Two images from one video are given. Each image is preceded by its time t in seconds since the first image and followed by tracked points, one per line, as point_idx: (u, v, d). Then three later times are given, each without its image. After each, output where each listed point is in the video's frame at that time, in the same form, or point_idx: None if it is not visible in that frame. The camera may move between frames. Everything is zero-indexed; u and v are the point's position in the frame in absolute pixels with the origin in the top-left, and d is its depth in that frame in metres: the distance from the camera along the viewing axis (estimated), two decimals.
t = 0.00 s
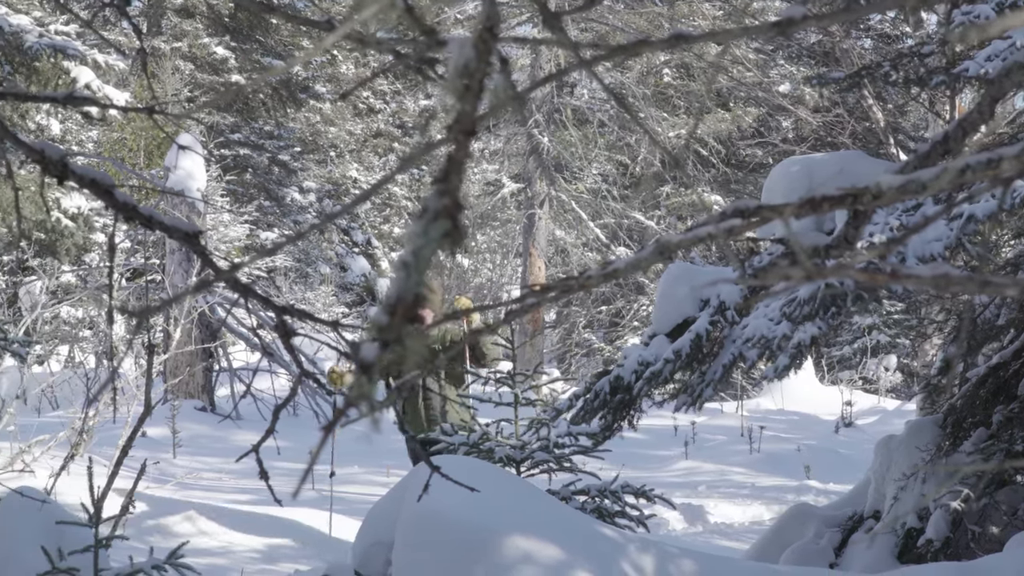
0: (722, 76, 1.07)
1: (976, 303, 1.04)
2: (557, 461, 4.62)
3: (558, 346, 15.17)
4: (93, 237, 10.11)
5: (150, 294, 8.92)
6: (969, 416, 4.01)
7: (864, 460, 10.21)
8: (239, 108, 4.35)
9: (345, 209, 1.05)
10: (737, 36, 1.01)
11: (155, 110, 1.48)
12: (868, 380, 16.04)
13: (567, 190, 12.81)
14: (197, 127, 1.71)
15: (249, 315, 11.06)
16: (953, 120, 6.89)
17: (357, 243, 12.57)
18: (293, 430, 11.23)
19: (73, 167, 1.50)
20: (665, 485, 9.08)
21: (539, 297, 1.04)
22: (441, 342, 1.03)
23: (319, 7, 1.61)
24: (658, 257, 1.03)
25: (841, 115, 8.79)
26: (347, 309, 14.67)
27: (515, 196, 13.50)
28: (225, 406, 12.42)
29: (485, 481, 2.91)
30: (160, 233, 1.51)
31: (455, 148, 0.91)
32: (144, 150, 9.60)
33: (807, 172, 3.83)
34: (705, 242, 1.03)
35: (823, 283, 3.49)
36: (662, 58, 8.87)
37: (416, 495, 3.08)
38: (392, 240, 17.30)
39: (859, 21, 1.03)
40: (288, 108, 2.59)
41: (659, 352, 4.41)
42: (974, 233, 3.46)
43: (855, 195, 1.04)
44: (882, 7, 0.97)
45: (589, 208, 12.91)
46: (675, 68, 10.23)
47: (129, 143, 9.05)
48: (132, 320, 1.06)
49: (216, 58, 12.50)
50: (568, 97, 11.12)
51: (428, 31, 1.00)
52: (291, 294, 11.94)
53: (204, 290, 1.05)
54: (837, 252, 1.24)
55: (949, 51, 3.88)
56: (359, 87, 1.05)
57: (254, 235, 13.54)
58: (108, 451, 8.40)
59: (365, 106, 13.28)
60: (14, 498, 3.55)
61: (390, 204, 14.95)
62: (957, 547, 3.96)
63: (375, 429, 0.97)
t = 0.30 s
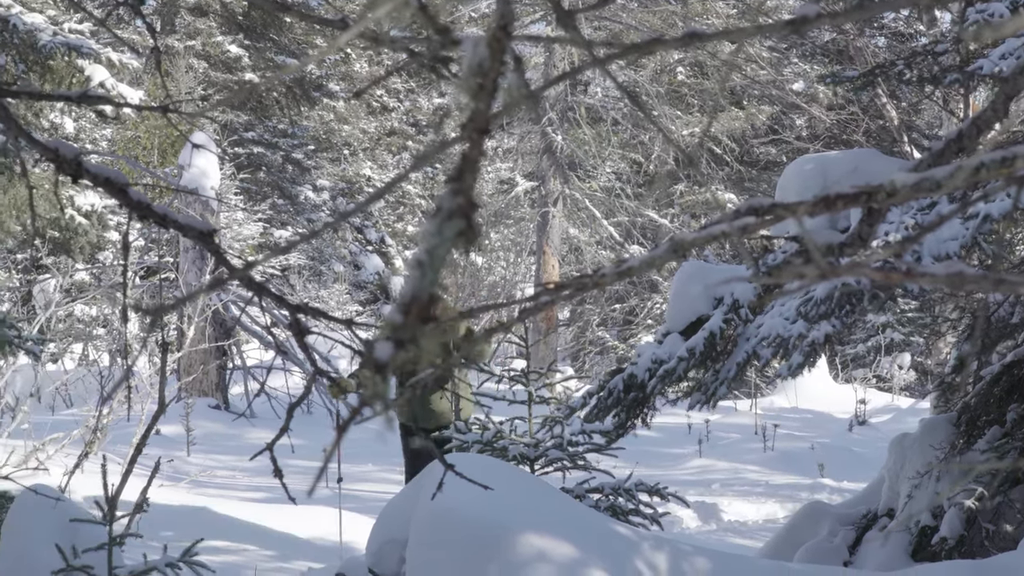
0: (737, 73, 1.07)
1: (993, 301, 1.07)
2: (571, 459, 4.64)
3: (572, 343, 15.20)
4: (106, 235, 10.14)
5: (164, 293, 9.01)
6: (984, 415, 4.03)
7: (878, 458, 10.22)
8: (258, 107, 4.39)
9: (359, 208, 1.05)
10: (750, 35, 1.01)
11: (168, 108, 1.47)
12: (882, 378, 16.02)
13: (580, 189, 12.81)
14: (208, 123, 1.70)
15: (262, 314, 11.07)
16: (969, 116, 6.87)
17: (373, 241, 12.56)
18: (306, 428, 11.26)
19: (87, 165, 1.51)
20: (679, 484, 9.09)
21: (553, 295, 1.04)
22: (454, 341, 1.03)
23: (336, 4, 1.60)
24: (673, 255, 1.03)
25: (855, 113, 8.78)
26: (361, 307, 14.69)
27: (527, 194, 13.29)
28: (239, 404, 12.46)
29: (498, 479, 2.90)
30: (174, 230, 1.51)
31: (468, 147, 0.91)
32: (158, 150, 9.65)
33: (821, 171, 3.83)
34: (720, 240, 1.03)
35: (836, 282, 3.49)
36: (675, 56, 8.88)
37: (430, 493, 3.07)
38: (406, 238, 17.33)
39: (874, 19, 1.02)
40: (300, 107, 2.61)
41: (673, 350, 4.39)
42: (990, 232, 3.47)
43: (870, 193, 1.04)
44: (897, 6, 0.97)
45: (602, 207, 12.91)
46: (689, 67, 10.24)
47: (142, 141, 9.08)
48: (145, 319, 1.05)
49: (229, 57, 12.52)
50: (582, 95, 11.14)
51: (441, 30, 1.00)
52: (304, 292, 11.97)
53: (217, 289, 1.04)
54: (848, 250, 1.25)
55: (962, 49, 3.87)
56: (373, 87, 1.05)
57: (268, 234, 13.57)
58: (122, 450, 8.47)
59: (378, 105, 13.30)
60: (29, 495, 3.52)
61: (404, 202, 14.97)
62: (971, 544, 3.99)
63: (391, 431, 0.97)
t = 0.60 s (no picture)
0: (752, 72, 1.07)
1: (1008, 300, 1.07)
2: (585, 456, 4.65)
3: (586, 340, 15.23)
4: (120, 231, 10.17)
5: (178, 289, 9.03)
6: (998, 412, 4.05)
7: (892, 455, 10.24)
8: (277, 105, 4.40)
9: (373, 205, 1.05)
10: (765, 30, 1.01)
11: (182, 105, 1.47)
12: (896, 375, 16.00)
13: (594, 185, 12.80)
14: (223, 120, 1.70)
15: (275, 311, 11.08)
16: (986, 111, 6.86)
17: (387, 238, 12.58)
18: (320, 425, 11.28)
19: (102, 162, 1.51)
20: (693, 481, 9.14)
21: (568, 292, 1.04)
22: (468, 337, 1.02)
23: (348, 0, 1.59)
24: (688, 251, 1.02)
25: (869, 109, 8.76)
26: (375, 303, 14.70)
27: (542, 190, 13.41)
28: (253, 402, 12.49)
29: (513, 477, 2.91)
30: (188, 227, 1.50)
31: (483, 143, 0.91)
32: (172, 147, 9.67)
33: (835, 167, 3.85)
34: (734, 237, 1.02)
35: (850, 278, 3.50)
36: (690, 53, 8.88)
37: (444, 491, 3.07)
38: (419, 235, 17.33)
39: (889, 16, 1.02)
40: (315, 106, 2.61)
41: (687, 345, 4.39)
42: (1005, 228, 3.48)
43: (884, 189, 1.03)
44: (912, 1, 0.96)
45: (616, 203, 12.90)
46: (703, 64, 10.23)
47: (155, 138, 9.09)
48: (160, 315, 1.06)
49: (243, 54, 12.54)
50: (596, 92, 11.13)
51: (456, 25, 1.00)
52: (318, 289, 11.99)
53: (232, 285, 1.04)
54: (864, 246, 1.25)
55: (978, 45, 3.87)
56: (387, 83, 1.05)
57: (281, 230, 13.59)
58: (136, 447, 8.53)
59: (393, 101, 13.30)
60: (44, 492, 3.56)
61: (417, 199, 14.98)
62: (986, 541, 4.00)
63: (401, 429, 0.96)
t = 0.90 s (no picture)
0: (767, 68, 1.07)
1: None
2: (600, 453, 4.65)
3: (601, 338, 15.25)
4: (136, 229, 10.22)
5: (192, 287, 9.05)
6: (1013, 409, 4.07)
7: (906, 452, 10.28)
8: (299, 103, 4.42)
9: (387, 202, 1.05)
10: (780, 28, 1.01)
11: (196, 103, 1.47)
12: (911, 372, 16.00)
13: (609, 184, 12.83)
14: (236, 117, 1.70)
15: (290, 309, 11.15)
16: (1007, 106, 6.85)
17: (403, 235, 12.58)
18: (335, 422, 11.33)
19: (117, 160, 1.52)
20: (708, 478, 9.21)
21: (583, 289, 1.04)
22: (484, 334, 1.02)
23: None
24: (703, 249, 1.02)
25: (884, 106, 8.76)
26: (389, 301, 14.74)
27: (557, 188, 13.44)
28: (268, 399, 12.55)
29: (529, 473, 2.92)
30: (203, 225, 1.51)
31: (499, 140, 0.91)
32: (188, 144, 9.70)
33: (851, 166, 3.83)
34: (748, 235, 1.02)
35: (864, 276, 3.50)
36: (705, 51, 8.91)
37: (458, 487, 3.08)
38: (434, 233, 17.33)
39: (905, 12, 1.02)
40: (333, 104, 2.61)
41: (701, 343, 4.43)
42: (1018, 226, 3.49)
43: (899, 187, 1.03)
44: None
45: (631, 200, 12.93)
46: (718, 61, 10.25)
47: (170, 135, 9.12)
48: (175, 312, 1.06)
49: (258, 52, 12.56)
50: (611, 89, 11.15)
51: (473, 22, 0.99)
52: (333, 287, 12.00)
53: (248, 283, 1.05)
54: (879, 244, 1.25)
55: (994, 42, 3.87)
56: (402, 81, 1.05)
57: (297, 228, 13.66)
58: (150, 445, 8.58)
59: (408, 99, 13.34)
60: (59, 489, 3.60)
61: (432, 197, 15.02)
62: (1001, 539, 3.99)
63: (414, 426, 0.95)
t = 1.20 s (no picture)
0: (779, 67, 1.08)
1: None
2: (617, 451, 4.68)
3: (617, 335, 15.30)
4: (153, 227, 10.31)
5: (208, 285, 9.10)
6: None
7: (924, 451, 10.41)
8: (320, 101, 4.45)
9: (404, 200, 1.05)
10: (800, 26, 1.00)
11: (215, 101, 1.48)
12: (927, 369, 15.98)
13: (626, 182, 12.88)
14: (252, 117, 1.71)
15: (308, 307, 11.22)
16: None
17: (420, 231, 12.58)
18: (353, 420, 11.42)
19: (134, 157, 1.53)
20: (725, 476, 9.34)
21: (599, 288, 1.04)
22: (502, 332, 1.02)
23: None
24: (720, 247, 1.02)
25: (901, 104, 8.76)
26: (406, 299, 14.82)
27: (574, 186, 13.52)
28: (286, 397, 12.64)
29: (548, 471, 2.94)
30: (220, 222, 1.51)
31: (517, 137, 0.89)
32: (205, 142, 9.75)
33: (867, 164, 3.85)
34: (767, 233, 1.02)
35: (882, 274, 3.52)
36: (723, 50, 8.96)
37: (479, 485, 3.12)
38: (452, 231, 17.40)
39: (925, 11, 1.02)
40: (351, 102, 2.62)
41: (719, 342, 4.37)
42: None
43: (917, 185, 1.03)
44: None
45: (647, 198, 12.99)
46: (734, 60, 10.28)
47: (188, 134, 9.18)
48: (191, 310, 1.05)
49: (274, 49, 12.60)
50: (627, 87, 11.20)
51: (491, 18, 0.98)
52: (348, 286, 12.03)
53: (264, 281, 1.04)
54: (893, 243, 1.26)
55: (1013, 39, 3.86)
56: (419, 78, 1.05)
57: (315, 226, 13.75)
58: (167, 443, 8.67)
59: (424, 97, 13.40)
60: (77, 485, 3.63)
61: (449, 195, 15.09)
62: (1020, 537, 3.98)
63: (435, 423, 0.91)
